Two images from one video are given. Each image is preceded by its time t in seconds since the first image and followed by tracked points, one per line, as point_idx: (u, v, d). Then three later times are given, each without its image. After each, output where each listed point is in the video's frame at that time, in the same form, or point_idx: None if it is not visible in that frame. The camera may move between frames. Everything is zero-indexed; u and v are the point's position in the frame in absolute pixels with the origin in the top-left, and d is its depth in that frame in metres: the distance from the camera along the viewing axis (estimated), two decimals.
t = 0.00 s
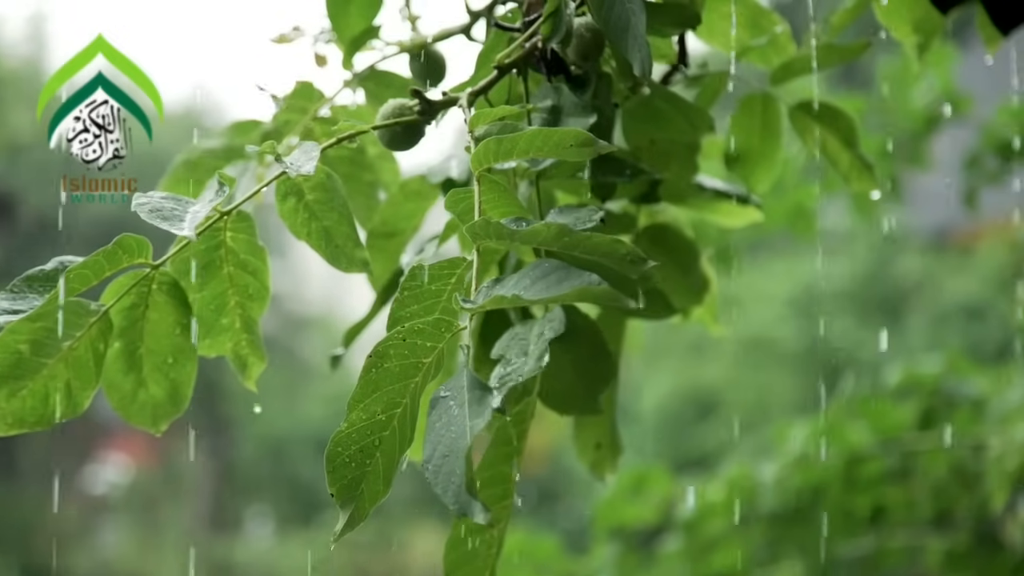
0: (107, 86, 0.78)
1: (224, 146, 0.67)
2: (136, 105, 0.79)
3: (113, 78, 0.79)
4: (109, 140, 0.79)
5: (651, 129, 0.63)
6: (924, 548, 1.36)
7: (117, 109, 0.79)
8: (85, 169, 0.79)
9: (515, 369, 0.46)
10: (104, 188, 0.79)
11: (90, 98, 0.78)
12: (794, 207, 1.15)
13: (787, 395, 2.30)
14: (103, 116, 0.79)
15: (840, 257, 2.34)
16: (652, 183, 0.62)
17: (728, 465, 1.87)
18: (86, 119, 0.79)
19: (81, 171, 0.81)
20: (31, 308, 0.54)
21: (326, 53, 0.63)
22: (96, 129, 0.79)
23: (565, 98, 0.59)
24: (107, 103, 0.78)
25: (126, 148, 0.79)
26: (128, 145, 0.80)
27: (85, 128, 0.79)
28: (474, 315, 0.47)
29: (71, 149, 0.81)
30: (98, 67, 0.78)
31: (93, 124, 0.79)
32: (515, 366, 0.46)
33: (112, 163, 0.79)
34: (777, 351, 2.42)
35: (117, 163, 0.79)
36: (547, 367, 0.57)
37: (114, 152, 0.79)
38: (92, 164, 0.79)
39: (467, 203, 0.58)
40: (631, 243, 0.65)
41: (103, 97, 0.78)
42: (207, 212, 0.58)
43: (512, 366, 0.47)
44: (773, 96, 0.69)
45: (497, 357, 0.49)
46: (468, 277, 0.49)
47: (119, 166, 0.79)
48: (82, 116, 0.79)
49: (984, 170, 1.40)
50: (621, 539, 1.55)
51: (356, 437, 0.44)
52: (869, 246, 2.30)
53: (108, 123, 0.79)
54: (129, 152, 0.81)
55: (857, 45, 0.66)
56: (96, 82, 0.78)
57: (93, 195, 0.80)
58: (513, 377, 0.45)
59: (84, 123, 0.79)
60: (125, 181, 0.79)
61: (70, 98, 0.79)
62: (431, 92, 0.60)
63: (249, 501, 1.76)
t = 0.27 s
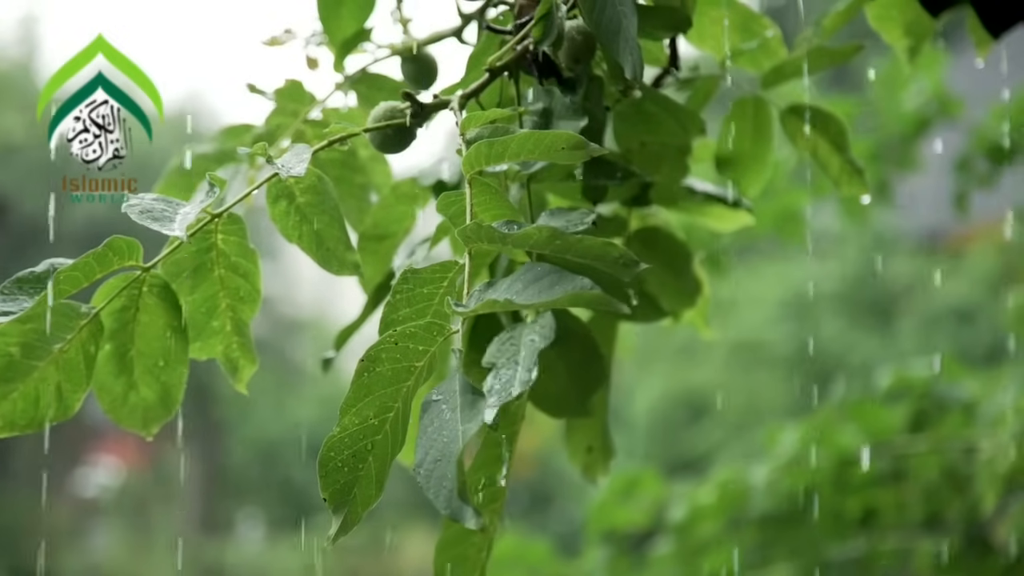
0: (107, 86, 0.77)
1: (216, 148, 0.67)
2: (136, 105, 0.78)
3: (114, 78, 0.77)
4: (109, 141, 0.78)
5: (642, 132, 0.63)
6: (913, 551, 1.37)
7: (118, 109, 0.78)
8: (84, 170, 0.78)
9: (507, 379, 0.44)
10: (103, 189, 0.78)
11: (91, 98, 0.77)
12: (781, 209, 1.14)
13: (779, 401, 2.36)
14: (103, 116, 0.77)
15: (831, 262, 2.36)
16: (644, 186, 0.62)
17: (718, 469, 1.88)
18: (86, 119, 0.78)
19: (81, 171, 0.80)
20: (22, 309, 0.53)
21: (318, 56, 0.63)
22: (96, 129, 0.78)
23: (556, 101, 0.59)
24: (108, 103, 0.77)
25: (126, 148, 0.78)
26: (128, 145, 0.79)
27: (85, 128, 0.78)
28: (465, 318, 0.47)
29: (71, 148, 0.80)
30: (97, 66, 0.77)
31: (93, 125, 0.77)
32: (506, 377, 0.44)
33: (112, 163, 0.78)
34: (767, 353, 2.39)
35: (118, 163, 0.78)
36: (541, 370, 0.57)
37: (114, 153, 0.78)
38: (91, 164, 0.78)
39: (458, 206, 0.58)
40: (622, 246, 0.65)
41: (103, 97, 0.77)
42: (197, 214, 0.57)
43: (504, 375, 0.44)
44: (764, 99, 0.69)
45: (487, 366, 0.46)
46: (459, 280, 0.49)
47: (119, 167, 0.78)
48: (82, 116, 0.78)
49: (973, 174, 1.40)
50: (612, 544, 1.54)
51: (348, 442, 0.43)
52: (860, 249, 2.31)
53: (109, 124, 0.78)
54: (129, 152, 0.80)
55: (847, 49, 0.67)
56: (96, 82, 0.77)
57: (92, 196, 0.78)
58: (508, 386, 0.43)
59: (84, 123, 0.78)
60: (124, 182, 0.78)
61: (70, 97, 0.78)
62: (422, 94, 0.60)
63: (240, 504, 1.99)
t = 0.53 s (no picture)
0: (107, 86, 0.77)
1: (207, 151, 0.67)
2: (136, 105, 0.78)
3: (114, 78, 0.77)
4: (110, 141, 0.77)
5: (634, 135, 0.63)
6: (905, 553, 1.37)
7: (117, 109, 0.77)
8: (84, 170, 0.76)
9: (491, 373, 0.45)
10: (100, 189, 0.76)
11: (91, 99, 0.76)
12: (773, 210, 1.15)
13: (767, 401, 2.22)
14: (103, 116, 0.77)
15: (820, 262, 2.33)
16: (635, 189, 0.63)
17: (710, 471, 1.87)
18: (86, 120, 0.77)
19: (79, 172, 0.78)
20: (12, 312, 0.53)
21: (309, 58, 0.62)
22: (96, 129, 0.77)
23: (548, 104, 0.59)
24: (108, 103, 0.76)
25: (127, 148, 0.77)
26: (128, 146, 0.78)
27: (85, 128, 0.77)
28: (458, 322, 0.47)
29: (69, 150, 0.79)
30: (98, 66, 0.78)
31: (93, 125, 0.77)
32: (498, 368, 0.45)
33: (112, 163, 0.77)
34: (760, 357, 2.29)
35: (118, 163, 0.76)
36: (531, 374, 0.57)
37: (114, 152, 0.76)
38: (91, 164, 0.76)
39: (451, 209, 0.57)
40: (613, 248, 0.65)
41: (103, 97, 0.76)
42: (190, 217, 0.57)
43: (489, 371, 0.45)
44: (754, 102, 0.70)
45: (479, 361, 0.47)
46: (452, 283, 0.49)
47: (119, 166, 0.77)
48: (82, 117, 0.77)
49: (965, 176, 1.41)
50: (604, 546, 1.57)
51: (342, 446, 0.43)
52: (851, 249, 2.28)
53: (109, 124, 0.77)
54: (129, 153, 0.79)
55: (838, 52, 0.67)
56: (97, 82, 0.77)
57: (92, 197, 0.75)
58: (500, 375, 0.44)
59: (84, 124, 0.77)
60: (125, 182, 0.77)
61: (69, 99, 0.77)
62: (414, 97, 0.60)
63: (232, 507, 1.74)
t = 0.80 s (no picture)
0: (107, 86, 0.76)
1: (200, 152, 0.67)
2: (137, 105, 0.78)
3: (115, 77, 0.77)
4: (110, 140, 0.78)
5: (626, 137, 0.63)
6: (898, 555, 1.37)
7: (118, 109, 0.77)
8: (85, 170, 0.77)
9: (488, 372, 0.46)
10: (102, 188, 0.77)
11: (90, 98, 0.76)
12: (769, 212, 1.15)
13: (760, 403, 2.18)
14: (103, 117, 0.77)
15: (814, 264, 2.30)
16: (628, 191, 0.63)
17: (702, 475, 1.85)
18: (86, 119, 0.77)
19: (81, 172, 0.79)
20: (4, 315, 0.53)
21: (302, 60, 0.62)
22: (96, 129, 0.78)
23: (541, 106, 0.59)
24: (107, 103, 0.76)
25: (126, 148, 0.78)
26: (128, 146, 0.78)
27: (85, 128, 0.77)
28: (449, 323, 0.47)
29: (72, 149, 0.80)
30: (98, 66, 0.77)
31: (93, 125, 0.77)
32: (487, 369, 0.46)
33: (112, 163, 0.77)
34: (755, 360, 2.27)
35: (117, 163, 0.77)
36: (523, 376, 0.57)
37: (114, 152, 0.77)
38: (91, 164, 0.77)
39: (443, 211, 0.57)
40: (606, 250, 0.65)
41: (102, 97, 0.76)
42: (182, 219, 0.57)
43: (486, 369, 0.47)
44: (748, 104, 0.70)
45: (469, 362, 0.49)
46: (444, 285, 0.49)
47: (119, 166, 0.77)
48: (81, 116, 0.77)
49: (958, 177, 1.41)
50: (597, 547, 1.59)
51: (333, 446, 0.43)
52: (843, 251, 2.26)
53: (108, 124, 0.77)
54: (131, 152, 0.79)
55: (831, 54, 0.67)
56: (96, 81, 0.77)
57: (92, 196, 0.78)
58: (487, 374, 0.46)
59: (84, 123, 0.78)
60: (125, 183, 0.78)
61: (71, 98, 0.78)
62: (407, 99, 0.60)
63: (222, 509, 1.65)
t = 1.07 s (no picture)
0: (107, 86, 0.76)
1: (191, 154, 0.67)
2: (137, 105, 0.77)
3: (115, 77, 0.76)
4: (110, 141, 0.77)
5: (619, 138, 0.63)
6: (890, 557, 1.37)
7: (118, 109, 0.77)
8: (84, 169, 0.77)
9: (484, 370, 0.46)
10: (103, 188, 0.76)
11: (91, 99, 0.76)
12: (761, 212, 1.15)
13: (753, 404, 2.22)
14: (103, 117, 0.77)
15: (807, 268, 2.30)
16: (621, 194, 0.62)
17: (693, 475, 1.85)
18: (86, 119, 0.77)
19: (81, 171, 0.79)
20: None
21: (294, 62, 0.62)
22: (96, 129, 0.77)
23: (532, 107, 0.58)
24: (107, 104, 0.76)
25: (127, 148, 0.77)
26: (128, 146, 0.78)
27: (86, 128, 0.77)
28: (441, 325, 0.47)
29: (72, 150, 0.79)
30: (98, 66, 0.76)
31: (93, 125, 0.77)
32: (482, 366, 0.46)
33: (112, 163, 0.77)
34: (746, 362, 2.29)
35: (117, 163, 0.76)
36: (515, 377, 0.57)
37: (114, 153, 0.77)
38: (91, 164, 0.77)
39: (435, 213, 0.57)
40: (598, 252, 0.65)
41: (103, 97, 0.76)
42: (173, 220, 0.57)
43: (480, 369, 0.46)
44: (739, 106, 0.70)
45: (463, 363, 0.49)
46: (435, 287, 0.49)
47: (119, 166, 0.77)
48: (82, 116, 0.77)
49: (950, 179, 1.42)
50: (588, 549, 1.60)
51: (324, 448, 0.43)
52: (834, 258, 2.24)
53: (108, 124, 0.77)
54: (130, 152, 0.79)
55: (823, 56, 0.67)
56: (97, 82, 0.76)
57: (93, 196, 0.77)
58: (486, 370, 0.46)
59: (84, 124, 0.77)
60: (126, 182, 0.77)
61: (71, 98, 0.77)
62: (398, 101, 0.60)
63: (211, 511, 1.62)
